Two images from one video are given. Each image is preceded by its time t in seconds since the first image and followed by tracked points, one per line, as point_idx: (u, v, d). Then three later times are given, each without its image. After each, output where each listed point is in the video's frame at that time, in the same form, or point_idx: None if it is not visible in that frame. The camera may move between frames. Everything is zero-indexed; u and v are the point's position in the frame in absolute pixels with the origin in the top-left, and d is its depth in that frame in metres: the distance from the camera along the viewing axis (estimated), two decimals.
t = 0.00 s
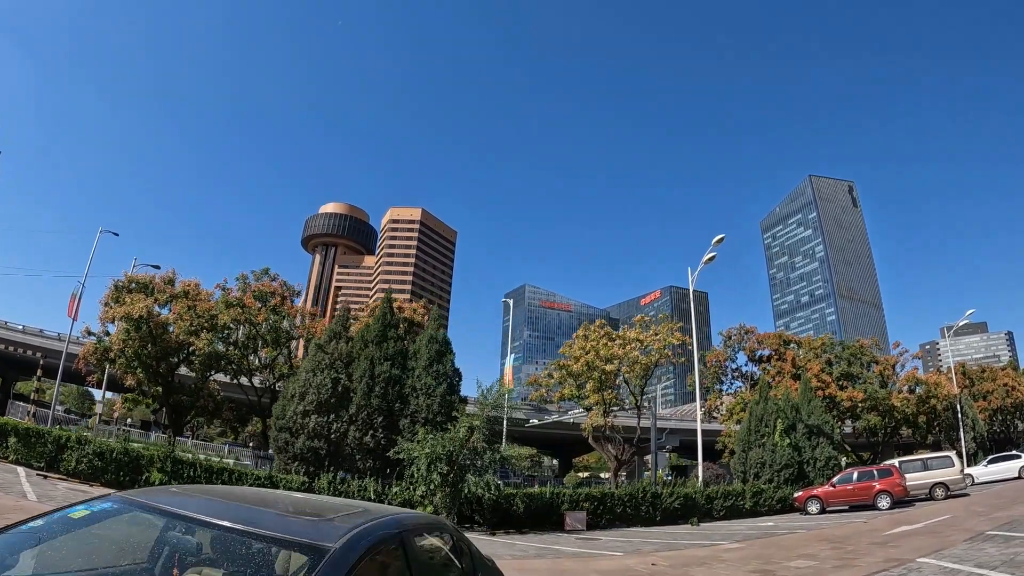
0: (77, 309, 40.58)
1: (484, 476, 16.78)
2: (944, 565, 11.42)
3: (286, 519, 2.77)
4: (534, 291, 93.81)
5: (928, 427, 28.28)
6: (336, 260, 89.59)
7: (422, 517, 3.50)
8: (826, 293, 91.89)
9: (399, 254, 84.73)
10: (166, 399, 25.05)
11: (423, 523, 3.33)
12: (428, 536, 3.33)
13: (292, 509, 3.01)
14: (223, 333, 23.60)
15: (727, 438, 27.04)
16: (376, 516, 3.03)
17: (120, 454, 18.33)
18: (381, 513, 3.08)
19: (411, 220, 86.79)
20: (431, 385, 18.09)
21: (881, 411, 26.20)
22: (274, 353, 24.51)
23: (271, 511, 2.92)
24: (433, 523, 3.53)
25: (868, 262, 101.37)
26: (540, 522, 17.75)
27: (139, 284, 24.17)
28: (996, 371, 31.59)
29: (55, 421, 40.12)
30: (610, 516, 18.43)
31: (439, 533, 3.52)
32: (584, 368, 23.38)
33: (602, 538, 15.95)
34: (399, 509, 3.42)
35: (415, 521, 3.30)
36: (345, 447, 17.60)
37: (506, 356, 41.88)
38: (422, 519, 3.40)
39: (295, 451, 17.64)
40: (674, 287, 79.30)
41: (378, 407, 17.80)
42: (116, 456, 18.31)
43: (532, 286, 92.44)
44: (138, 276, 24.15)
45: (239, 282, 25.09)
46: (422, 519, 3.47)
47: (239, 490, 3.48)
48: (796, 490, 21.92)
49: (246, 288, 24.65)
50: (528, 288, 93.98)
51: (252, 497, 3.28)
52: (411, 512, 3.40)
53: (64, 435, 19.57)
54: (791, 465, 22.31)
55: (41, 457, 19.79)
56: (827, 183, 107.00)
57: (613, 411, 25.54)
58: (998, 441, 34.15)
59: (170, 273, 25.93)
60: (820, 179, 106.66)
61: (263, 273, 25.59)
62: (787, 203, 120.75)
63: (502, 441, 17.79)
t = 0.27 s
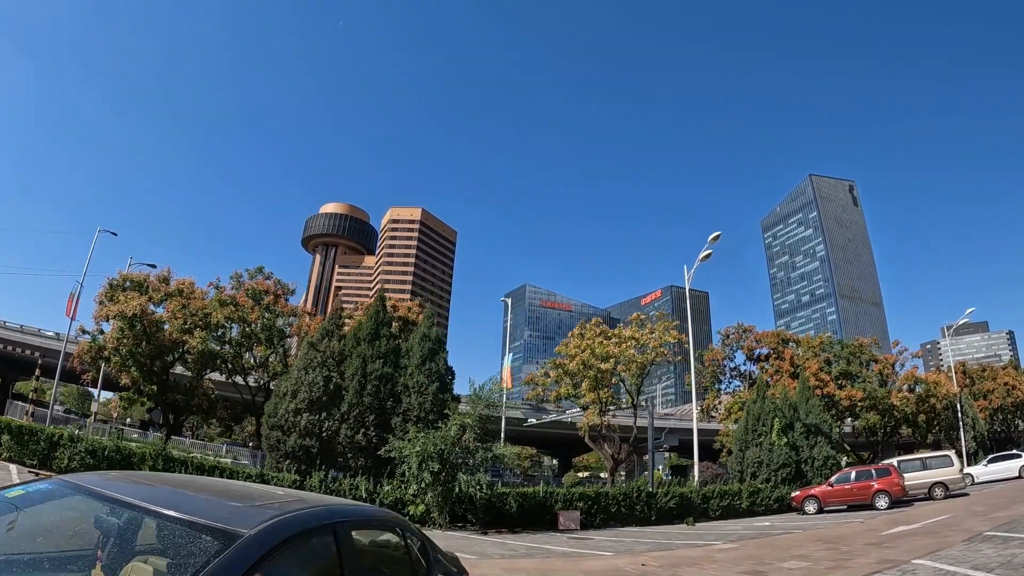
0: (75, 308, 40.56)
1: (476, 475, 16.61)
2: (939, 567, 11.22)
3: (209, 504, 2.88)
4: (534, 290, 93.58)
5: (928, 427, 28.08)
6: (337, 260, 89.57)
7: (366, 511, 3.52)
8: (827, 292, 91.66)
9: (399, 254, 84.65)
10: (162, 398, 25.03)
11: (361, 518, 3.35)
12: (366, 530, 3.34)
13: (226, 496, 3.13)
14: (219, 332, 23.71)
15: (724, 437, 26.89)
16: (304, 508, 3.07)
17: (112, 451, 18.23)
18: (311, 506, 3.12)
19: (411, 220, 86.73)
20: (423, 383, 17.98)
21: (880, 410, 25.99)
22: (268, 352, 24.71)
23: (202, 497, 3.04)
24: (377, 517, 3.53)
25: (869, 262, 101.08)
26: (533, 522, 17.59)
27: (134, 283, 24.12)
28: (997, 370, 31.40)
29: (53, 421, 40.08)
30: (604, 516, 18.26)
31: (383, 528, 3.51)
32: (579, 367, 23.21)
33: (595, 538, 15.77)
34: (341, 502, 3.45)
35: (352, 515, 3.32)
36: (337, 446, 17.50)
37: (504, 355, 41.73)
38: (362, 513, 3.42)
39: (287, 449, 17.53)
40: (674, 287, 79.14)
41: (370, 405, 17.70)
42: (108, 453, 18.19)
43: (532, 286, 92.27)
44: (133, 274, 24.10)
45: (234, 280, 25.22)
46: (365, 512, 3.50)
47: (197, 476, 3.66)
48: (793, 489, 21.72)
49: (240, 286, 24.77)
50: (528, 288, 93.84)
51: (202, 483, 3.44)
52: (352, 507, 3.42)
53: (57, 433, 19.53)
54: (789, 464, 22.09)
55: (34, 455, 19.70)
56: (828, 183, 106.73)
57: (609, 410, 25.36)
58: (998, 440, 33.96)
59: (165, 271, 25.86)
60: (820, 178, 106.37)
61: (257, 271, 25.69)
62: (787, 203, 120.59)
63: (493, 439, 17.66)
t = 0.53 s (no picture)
0: (72, 307, 40.49)
1: (466, 476, 16.44)
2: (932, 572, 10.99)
3: (130, 496, 2.94)
4: (534, 290, 93.47)
5: (927, 428, 27.86)
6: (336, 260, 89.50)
7: (302, 510, 3.49)
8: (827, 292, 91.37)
9: (399, 254, 84.53)
10: (156, 397, 24.93)
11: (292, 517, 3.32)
12: (297, 528, 3.31)
13: (162, 492, 3.18)
14: (214, 331, 23.72)
15: (720, 438, 26.71)
16: (228, 506, 3.07)
17: (102, 450, 18.07)
18: (236, 505, 3.13)
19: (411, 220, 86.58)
20: (415, 383, 17.84)
21: (878, 411, 25.77)
22: (261, 352, 24.86)
23: (137, 490, 3.09)
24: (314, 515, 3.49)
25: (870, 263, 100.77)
26: (525, 523, 17.44)
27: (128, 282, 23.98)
28: (996, 371, 31.17)
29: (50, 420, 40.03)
30: (597, 517, 18.09)
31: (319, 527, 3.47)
32: (574, 367, 23.03)
33: (586, 540, 15.61)
34: (275, 501, 3.45)
35: (282, 514, 3.30)
36: (327, 445, 17.37)
37: (502, 355, 41.54)
38: (296, 512, 3.40)
39: (277, 449, 17.38)
40: (673, 287, 78.90)
41: (361, 405, 17.56)
42: (98, 452, 18.03)
43: (533, 286, 92.08)
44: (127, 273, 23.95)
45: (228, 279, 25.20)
46: (300, 511, 3.48)
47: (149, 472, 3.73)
48: (789, 491, 21.52)
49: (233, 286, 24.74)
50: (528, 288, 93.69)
51: (148, 478, 3.51)
52: (285, 505, 3.41)
53: (49, 431, 19.45)
54: (785, 466, 21.89)
55: (25, 454, 19.58)
56: (828, 183, 106.45)
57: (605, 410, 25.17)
58: (998, 441, 33.74)
59: (160, 271, 25.72)
60: (820, 178, 106.07)
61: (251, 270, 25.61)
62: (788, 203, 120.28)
63: (485, 439, 17.51)
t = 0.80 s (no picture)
0: (67, 306, 40.39)
1: (454, 475, 16.28)
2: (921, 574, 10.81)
3: (52, 476, 2.85)
4: (533, 290, 93.41)
5: (923, 428, 27.68)
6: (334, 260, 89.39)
7: (237, 499, 3.34)
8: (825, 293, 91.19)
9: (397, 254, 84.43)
10: (148, 395, 24.82)
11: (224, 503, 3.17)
12: (228, 517, 3.16)
13: (92, 474, 3.08)
14: (207, 330, 23.65)
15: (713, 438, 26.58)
16: (154, 491, 2.97)
17: (91, 448, 17.89)
18: (160, 491, 2.99)
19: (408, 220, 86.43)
20: (403, 382, 17.68)
21: (873, 411, 25.60)
22: (252, 350, 24.79)
23: (63, 471, 3.00)
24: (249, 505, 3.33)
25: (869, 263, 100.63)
26: (514, 522, 17.29)
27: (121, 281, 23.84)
28: (994, 371, 31.00)
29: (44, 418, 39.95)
30: (587, 517, 17.93)
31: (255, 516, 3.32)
32: (566, 367, 22.88)
33: (575, 540, 15.45)
34: (209, 489, 3.30)
35: (212, 503, 3.15)
36: (316, 444, 17.24)
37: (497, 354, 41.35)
38: (229, 502, 3.25)
39: (266, 447, 17.25)
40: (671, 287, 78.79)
41: (349, 403, 17.40)
42: (86, 450, 17.84)
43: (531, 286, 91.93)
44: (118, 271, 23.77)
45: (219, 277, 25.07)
46: (234, 501, 3.33)
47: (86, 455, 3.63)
48: (783, 491, 21.35)
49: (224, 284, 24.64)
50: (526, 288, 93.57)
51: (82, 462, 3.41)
52: (219, 494, 3.27)
53: (39, 429, 19.32)
54: (778, 466, 21.76)
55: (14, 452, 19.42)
56: (827, 184, 106.32)
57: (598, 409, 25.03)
58: (995, 441, 33.58)
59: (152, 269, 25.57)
60: (819, 179, 105.94)
61: (242, 268, 25.48)
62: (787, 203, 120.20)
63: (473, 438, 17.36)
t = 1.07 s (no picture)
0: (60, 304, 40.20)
1: (442, 474, 16.09)
2: None
3: None
4: (530, 289, 93.28)
5: (919, 428, 27.51)
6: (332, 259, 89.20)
7: (180, 493, 3.15)
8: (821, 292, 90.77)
9: (394, 253, 84.17)
10: (140, 394, 24.66)
11: (163, 496, 2.97)
12: (171, 512, 2.98)
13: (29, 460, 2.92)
14: (199, 329, 23.51)
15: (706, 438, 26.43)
16: (97, 480, 2.82)
17: (80, 446, 17.65)
18: (105, 480, 2.85)
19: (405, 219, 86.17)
20: (392, 381, 17.51)
21: (868, 411, 25.43)
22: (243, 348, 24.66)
23: None
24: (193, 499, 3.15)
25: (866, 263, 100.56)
26: (504, 521, 17.13)
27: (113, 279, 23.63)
28: (991, 371, 30.85)
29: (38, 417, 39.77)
30: (578, 517, 17.75)
31: (197, 511, 3.12)
32: (558, 366, 22.71)
33: (564, 540, 15.28)
34: (149, 480, 3.10)
35: (155, 494, 2.97)
36: (304, 443, 17.06)
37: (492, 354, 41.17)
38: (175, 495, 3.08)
39: (254, 445, 17.04)
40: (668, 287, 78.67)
41: (337, 401, 17.21)
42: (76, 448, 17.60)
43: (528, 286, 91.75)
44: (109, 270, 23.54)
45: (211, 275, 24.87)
46: (181, 494, 3.16)
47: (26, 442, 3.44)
48: (776, 492, 21.18)
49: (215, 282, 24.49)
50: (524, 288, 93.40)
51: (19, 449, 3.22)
52: (159, 486, 3.07)
53: (30, 427, 19.15)
54: (772, 466, 21.58)
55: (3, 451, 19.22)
56: (825, 184, 106.25)
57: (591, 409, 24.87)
58: (991, 441, 33.44)
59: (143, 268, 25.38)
60: (817, 179, 105.79)
61: (234, 266, 25.31)
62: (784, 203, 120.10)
63: (462, 437, 17.19)
